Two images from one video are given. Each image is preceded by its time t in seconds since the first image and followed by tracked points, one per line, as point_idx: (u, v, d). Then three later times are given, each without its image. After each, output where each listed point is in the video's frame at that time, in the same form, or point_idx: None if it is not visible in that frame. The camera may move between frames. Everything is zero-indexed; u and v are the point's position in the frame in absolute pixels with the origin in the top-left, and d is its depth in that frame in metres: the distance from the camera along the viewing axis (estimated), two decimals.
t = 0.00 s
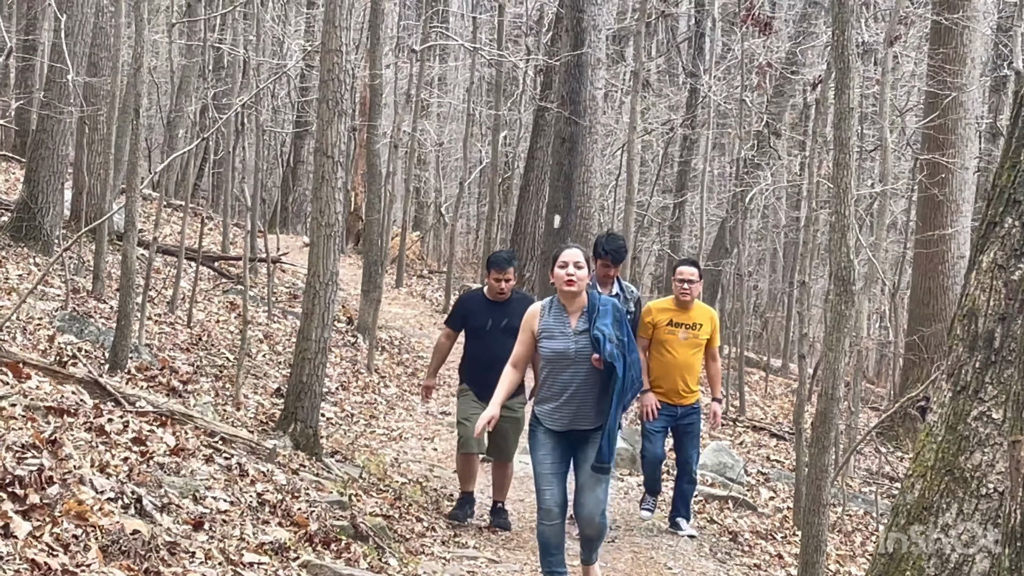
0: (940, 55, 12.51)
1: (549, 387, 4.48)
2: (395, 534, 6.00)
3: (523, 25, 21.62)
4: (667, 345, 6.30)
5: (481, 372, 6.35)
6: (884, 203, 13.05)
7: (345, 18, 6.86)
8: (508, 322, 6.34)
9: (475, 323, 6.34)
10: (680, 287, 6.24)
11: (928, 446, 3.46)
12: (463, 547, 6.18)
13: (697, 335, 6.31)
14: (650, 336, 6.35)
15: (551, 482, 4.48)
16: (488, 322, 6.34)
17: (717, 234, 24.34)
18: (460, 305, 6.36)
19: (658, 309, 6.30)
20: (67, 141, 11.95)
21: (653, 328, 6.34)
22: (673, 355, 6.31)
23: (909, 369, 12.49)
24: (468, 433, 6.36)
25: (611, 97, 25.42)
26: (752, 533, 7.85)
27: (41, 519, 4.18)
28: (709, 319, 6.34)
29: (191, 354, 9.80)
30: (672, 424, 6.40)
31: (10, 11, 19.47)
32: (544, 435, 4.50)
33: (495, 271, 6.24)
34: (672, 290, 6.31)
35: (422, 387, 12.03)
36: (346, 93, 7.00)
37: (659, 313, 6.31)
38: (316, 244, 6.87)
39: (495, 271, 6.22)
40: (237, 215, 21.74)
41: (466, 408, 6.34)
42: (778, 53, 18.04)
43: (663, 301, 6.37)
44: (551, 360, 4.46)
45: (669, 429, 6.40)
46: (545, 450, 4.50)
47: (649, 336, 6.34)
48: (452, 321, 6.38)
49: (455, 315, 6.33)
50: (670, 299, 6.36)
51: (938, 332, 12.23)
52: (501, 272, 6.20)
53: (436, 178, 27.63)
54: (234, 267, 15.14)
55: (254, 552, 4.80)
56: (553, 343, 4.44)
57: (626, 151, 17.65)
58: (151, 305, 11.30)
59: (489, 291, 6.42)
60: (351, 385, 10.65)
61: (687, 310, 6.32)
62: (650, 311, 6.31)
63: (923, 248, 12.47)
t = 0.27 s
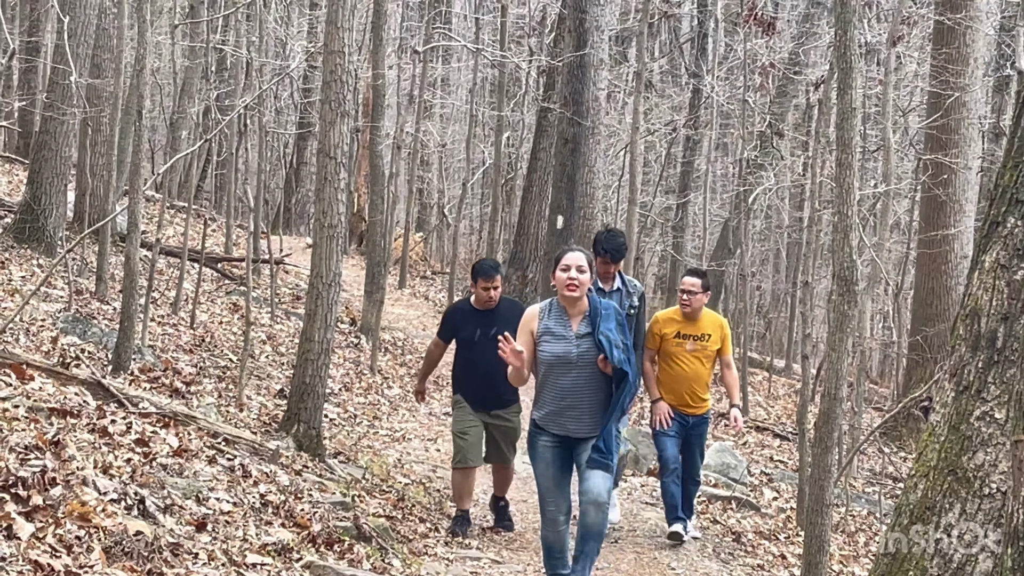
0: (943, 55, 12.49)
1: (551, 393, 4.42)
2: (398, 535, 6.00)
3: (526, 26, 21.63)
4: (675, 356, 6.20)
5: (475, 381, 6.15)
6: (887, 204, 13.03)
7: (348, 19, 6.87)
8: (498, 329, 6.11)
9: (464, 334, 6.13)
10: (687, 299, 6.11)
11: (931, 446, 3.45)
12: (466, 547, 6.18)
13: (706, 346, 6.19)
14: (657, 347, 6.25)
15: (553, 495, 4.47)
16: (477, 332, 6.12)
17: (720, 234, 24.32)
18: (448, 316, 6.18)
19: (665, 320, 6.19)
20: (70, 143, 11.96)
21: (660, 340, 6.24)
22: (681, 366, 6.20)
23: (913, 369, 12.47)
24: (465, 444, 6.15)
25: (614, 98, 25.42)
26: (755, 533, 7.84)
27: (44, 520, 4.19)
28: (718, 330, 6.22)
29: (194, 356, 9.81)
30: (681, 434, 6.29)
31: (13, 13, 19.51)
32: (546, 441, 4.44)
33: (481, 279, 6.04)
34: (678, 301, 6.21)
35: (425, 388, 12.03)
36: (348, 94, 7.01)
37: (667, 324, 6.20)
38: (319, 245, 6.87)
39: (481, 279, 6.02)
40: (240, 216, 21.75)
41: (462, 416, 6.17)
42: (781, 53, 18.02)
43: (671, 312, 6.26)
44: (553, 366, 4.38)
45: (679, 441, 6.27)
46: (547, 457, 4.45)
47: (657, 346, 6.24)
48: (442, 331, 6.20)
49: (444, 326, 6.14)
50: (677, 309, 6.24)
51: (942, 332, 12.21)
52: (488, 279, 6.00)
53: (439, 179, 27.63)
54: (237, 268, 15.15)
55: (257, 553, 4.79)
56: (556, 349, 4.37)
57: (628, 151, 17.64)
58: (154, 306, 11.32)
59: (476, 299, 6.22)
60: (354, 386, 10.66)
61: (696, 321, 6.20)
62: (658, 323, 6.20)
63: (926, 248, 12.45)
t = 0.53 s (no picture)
0: (944, 55, 12.48)
1: (558, 400, 4.37)
2: (400, 535, 6.00)
3: (527, 26, 21.61)
4: (676, 355, 6.18)
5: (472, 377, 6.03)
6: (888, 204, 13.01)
7: (349, 20, 6.88)
8: (504, 319, 6.08)
9: (469, 323, 6.03)
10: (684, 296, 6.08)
11: (932, 446, 3.45)
12: (468, 548, 6.18)
13: (707, 342, 6.18)
14: (658, 348, 6.24)
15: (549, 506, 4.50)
16: (483, 322, 6.05)
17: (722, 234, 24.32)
18: (450, 305, 6.05)
19: (663, 319, 6.19)
20: (72, 144, 11.99)
21: (661, 340, 6.22)
22: (684, 365, 6.18)
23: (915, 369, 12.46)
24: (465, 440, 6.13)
25: (615, 98, 25.40)
26: (757, 533, 7.84)
27: (46, 521, 4.19)
28: (718, 324, 6.20)
29: (196, 357, 9.83)
30: (690, 434, 6.28)
31: (15, 15, 19.54)
32: (550, 449, 4.44)
33: (487, 267, 5.98)
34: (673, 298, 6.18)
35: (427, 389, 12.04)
36: (350, 95, 7.02)
37: (665, 323, 6.20)
38: (320, 246, 6.88)
39: (488, 268, 5.96)
40: (242, 217, 21.77)
41: (460, 416, 6.11)
42: (783, 53, 18.00)
43: (666, 311, 6.25)
44: (562, 372, 4.33)
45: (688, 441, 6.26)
46: (550, 464, 4.46)
47: (658, 348, 6.22)
48: (439, 323, 6.07)
49: (446, 316, 6.02)
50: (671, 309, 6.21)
51: (944, 331, 12.20)
52: (497, 268, 5.95)
53: (441, 180, 27.64)
54: (239, 269, 15.17)
55: (259, 554, 4.80)
56: (565, 355, 4.32)
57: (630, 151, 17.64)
58: (156, 307, 11.34)
59: (478, 288, 6.13)
60: (356, 387, 10.67)
61: (693, 317, 6.19)
62: (656, 323, 6.20)
63: (928, 248, 12.43)
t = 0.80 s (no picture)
0: (945, 54, 12.48)
1: (559, 387, 4.30)
2: (401, 536, 6.00)
3: (528, 27, 21.60)
4: (679, 353, 6.12)
5: (484, 393, 5.87)
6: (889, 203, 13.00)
7: (349, 21, 6.88)
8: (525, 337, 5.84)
9: (489, 341, 5.77)
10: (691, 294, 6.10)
11: (933, 446, 3.45)
12: (469, 548, 6.19)
13: (711, 340, 6.15)
14: (662, 346, 6.20)
15: (552, 490, 4.28)
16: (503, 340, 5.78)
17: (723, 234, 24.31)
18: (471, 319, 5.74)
19: (667, 316, 6.16)
20: (73, 145, 11.99)
21: (665, 337, 6.19)
22: (687, 363, 6.13)
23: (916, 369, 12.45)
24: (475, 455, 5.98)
25: (616, 99, 25.40)
26: (758, 533, 7.84)
27: (47, 522, 4.20)
28: (722, 324, 6.18)
29: (197, 357, 9.83)
30: (692, 434, 6.18)
31: (16, 16, 19.55)
32: (549, 437, 4.34)
33: (511, 284, 5.54)
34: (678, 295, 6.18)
35: (428, 389, 12.04)
36: (350, 95, 7.02)
37: (669, 320, 6.17)
38: (321, 247, 6.88)
39: (512, 286, 5.53)
40: (243, 218, 21.78)
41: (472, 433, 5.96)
42: (784, 53, 17.99)
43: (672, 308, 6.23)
44: (564, 358, 4.27)
45: (690, 441, 6.17)
46: (549, 452, 4.33)
47: (661, 345, 6.19)
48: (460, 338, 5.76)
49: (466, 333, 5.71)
50: (676, 305, 6.19)
51: (945, 331, 12.20)
52: (524, 287, 5.51)
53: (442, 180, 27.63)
54: (240, 270, 15.18)
55: (260, 555, 4.80)
56: (567, 341, 4.25)
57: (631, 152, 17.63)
58: (157, 308, 11.34)
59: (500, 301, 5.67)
60: (357, 387, 10.67)
61: (697, 315, 6.17)
62: (661, 319, 6.17)
63: (929, 248, 12.42)
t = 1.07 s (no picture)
0: (944, 54, 12.49)
1: (558, 390, 4.23)
2: (400, 536, 6.00)
3: (527, 27, 21.60)
4: (686, 364, 5.87)
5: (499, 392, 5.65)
6: (888, 203, 13.00)
7: (348, 21, 6.88)
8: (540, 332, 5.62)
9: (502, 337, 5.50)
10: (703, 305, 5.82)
11: (932, 445, 3.45)
12: (469, 549, 6.20)
13: (720, 355, 5.86)
14: (669, 356, 5.94)
15: (553, 481, 4.17)
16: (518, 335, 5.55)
17: (723, 234, 24.30)
18: (486, 315, 5.52)
19: (677, 326, 5.88)
20: (72, 146, 11.98)
21: (673, 348, 5.92)
22: (692, 376, 5.86)
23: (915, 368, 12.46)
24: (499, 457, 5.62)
25: (616, 99, 25.40)
26: (758, 533, 7.84)
27: (47, 523, 4.20)
28: (733, 340, 5.90)
29: (196, 358, 9.84)
30: (692, 447, 5.93)
31: (15, 17, 19.53)
32: (547, 438, 4.24)
33: (527, 277, 5.45)
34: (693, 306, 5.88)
35: (428, 390, 12.04)
36: (350, 95, 7.02)
37: (679, 331, 5.89)
38: (320, 247, 6.88)
39: (528, 279, 5.44)
40: (242, 219, 21.77)
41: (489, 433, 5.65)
42: (782, 52, 17.98)
43: (685, 318, 5.94)
44: (563, 362, 4.23)
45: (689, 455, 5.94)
46: (548, 453, 4.22)
47: (669, 355, 5.93)
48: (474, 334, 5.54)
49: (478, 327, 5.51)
50: (689, 317, 5.90)
51: (944, 331, 12.21)
52: (541, 280, 5.42)
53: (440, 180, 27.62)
54: (239, 271, 15.18)
55: (260, 555, 4.80)
56: (567, 344, 4.22)
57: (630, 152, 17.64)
58: (157, 309, 11.34)
59: (515, 296, 5.56)
60: (357, 388, 10.67)
61: (709, 328, 5.88)
62: (669, 328, 5.90)
63: (928, 247, 12.43)
